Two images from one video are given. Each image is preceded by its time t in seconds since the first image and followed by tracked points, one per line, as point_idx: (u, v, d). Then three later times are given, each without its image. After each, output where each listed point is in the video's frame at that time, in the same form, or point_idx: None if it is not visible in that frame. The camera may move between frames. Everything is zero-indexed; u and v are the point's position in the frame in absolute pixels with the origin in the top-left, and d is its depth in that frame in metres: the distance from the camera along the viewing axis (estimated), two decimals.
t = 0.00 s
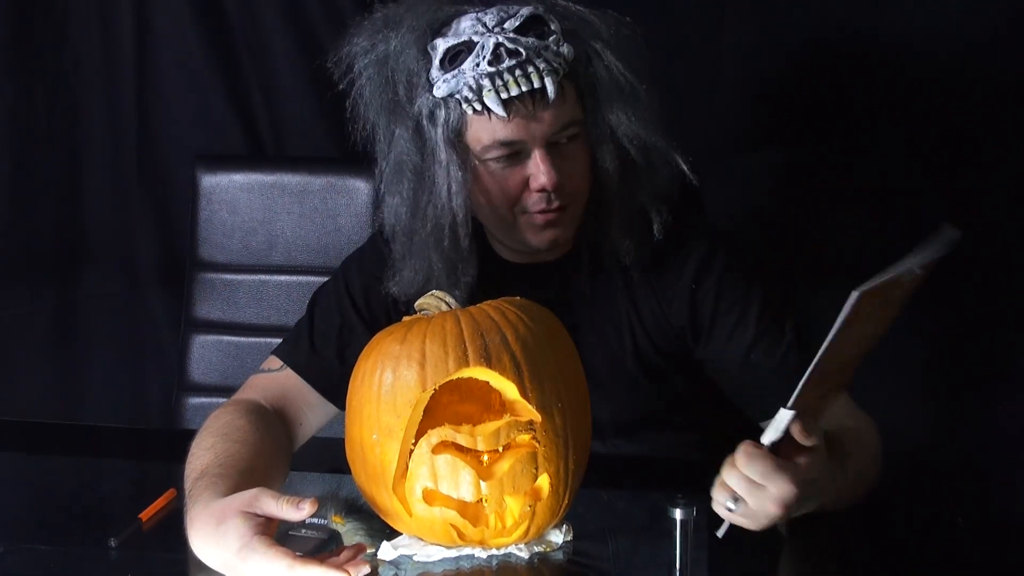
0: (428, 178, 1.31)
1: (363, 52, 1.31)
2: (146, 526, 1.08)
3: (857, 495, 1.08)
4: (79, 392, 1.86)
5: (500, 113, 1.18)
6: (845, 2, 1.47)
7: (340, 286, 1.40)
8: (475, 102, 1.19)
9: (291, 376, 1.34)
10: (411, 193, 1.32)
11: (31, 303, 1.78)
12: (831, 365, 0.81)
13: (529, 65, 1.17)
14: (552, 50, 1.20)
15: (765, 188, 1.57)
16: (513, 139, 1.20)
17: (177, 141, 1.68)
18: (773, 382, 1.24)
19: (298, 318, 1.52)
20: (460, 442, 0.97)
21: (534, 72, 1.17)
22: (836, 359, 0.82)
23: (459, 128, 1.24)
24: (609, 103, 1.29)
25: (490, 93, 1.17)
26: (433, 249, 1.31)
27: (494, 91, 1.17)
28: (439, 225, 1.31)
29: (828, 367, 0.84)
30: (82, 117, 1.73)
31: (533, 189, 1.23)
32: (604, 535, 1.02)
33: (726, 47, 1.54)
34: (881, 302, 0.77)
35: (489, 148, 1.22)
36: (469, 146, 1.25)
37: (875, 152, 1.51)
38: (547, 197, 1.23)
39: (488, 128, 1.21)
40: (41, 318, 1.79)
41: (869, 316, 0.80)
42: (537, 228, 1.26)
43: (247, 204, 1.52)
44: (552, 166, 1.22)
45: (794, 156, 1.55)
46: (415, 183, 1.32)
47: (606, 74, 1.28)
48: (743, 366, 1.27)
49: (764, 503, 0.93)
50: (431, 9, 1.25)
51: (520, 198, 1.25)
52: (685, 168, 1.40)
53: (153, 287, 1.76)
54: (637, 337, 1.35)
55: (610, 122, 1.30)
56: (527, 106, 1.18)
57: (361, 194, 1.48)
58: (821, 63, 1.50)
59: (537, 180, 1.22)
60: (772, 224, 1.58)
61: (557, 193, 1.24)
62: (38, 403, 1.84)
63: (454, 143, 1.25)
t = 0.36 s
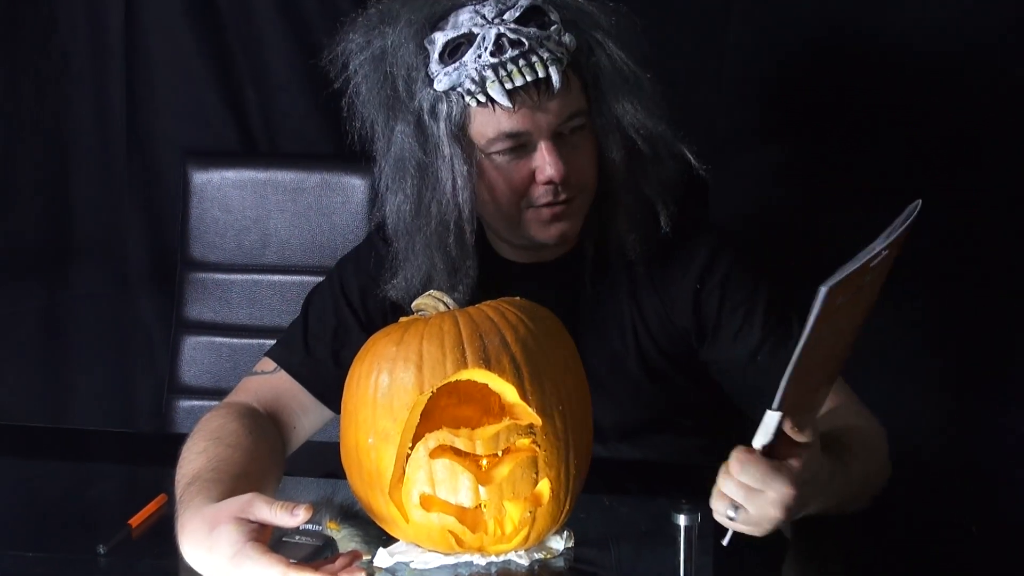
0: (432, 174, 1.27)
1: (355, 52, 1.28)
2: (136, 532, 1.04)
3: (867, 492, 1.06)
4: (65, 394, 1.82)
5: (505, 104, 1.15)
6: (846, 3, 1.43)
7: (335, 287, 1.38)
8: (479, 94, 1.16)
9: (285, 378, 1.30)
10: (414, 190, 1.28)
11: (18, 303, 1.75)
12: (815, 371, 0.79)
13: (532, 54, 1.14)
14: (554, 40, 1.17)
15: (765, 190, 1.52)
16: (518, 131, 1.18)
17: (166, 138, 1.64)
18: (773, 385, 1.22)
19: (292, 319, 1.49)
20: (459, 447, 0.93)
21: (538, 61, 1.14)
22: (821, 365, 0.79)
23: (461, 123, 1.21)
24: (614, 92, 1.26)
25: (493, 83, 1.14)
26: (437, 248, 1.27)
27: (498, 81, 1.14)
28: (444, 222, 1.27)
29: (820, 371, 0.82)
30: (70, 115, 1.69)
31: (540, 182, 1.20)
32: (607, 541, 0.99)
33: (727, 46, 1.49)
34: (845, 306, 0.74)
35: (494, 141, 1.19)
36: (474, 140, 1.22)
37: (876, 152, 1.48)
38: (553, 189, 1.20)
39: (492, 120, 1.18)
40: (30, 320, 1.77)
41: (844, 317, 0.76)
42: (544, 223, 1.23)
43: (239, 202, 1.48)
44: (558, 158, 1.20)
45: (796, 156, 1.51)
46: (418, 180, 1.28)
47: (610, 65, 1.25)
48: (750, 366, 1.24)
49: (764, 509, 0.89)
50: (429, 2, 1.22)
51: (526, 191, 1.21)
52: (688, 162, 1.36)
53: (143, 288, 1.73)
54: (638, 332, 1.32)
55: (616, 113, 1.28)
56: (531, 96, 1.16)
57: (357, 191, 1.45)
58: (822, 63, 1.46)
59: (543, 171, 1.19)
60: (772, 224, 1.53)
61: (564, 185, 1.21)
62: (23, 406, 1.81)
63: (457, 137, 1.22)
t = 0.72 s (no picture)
0: (402, 158, 1.27)
1: (361, 29, 1.25)
2: (126, 539, 1.00)
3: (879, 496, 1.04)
4: (52, 396, 1.79)
5: (474, 90, 1.11)
6: None
7: (330, 286, 1.35)
8: (452, 79, 1.12)
9: (277, 381, 1.27)
10: (380, 172, 1.30)
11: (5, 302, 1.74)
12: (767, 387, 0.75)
13: (510, 43, 1.09)
14: (540, 32, 1.11)
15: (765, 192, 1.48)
16: (485, 116, 1.14)
17: (156, 135, 1.61)
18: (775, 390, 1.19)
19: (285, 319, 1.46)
20: (458, 451, 0.90)
21: (513, 50, 1.09)
22: (757, 383, 0.75)
23: (436, 108, 1.18)
24: (595, 89, 1.19)
25: (466, 68, 1.10)
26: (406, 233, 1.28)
27: (470, 67, 1.10)
28: (405, 205, 1.29)
29: (728, 392, 0.77)
30: (57, 112, 1.66)
31: (506, 173, 1.18)
32: (610, 549, 0.96)
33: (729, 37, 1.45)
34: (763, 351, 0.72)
35: (462, 125, 1.16)
36: (444, 124, 1.19)
37: (876, 153, 1.43)
38: (521, 182, 1.18)
39: (461, 105, 1.14)
40: (16, 321, 1.74)
41: (759, 351, 0.72)
42: (510, 215, 1.20)
43: (231, 198, 1.45)
44: (527, 151, 1.16)
45: (796, 155, 1.46)
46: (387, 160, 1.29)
47: (600, 61, 1.18)
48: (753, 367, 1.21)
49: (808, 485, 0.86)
50: None
51: (491, 182, 1.19)
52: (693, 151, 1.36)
53: (131, 288, 1.70)
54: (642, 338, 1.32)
55: (596, 111, 1.20)
56: (502, 84, 1.11)
57: (350, 188, 1.42)
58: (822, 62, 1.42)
59: (510, 164, 1.17)
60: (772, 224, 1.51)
61: (532, 178, 1.18)
62: (10, 408, 1.78)
63: (428, 120, 1.20)
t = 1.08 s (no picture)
0: (395, 156, 1.25)
1: (359, 23, 1.23)
2: (119, 542, 0.98)
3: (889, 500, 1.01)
4: (46, 396, 1.77)
5: (464, 88, 1.09)
6: None
7: (327, 284, 1.34)
8: (442, 76, 1.10)
9: (272, 373, 1.24)
10: (375, 171, 1.28)
11: None
12: (818, 340, 0.74)
13: (502, 38, 1.06)
14: (533, 26, 1.08)
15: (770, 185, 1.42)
16: (477, 112, 1.12)
17: (150, 133, 1.59)
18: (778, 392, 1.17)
19: (280, 319, 1.44)
20: (457, 454, 0.88)
21: (504, 46, 1.06)
22: (808, 343, 0.73)
23: (429, 103, 1.17)
24: (589, 83, 1.16)
25: (456, 66, 1.07)
26: (400, 232, 1.26)
27: (460, 64, 1.07)
28: (400, 204, 1.26)
29: (787, 352, 0.73)
30: (48, 109, 1.64)
31: (500, 171, 1.15)
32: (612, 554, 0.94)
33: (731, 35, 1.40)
34: (860, 252, 0.72)
35: (454, 122, 1.14)
36: (438, 120, 1.17)
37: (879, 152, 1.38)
38: (515, 180, 1.15)
39: (453, 103, 1.12)
40: (6, 321, 1.72)
41: (833, 275, 0.72)
42: (506, 214, 1.18)
43: (226, 196, 1.43)
44: (520, 148, 1.14)
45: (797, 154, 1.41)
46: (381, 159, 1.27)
47: (596, 53, 1.15)
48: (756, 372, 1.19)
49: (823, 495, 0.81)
50: None
51: (486, 180, 1.17)
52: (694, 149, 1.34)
53: (126, 287, 1.68)
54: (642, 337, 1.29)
55: (592, 105, 1.17)
56: (493, 81, 1.09)
57: (346, 185, 1.40)
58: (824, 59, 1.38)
59: (505, 162, 1.14)
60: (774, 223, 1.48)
61: (526, 177, 1.15)
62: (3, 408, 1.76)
63: (421, 118, 1.19)
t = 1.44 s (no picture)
0: (397, 159, 1.25)
1: (364, 25, 1.23)
2: (119, 543, 0.98)
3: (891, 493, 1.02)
4: (45, 396, 1.77)
5: (463, 93, 1.08)
6: None
7: (330, 280, 1.34)
8: (443, 80, 1.09)
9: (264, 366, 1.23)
10: (376, 173, 1.28)
11: None
12: (786, 343, 0.75)
13: (502, 43, 1.06)
14: (534, 31, 1.07)
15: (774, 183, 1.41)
16: (476, 117, 1.12)
17: (150, 133, 1.59)
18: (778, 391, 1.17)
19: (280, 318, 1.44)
20: (457, 454, 0.88)
21: (504, 51, 1.06)
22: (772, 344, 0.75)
23: (430, 106, 1.17)
24: (588, 88, 1.16)
25: (456, 70, 1.07)
26: (401, 235, 1.26)
27: (460, 69, 1.07)
28: (401, 208, 1.26)
29: (755, 361, 0.74)
30: (48, 109, 1.64)
31: (499, 175, 1.15)
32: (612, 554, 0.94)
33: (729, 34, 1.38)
34: (805, 247, 0.74)
35: (454, 126, 1.14)
36: (438, 123, 1.17)
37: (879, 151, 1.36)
38: (514, 183, 1.15)
39: (453, 107, 1.12)
40: (4, 320, 1.71)
41: (784, 274, 0.74)
42: (505, 216, 1.18)
43: (225, 196, 1.43)
44: (520, 152, 1.14)
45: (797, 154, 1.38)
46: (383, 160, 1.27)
47: (597, 59, 1.15)
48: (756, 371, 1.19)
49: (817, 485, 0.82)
50: None
51: (486, 183, 1.17)
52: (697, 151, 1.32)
53: (126, 287, 1.68)
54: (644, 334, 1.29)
55: (592, 111, 1.17)
56: (492, 85, 1.08)
57: (346, 186, 1.40)
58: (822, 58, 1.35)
59: (504, 165, 1.14)
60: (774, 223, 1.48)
61: (524, 180, 1.16)
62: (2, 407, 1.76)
63: (421, 122, 1.19)
